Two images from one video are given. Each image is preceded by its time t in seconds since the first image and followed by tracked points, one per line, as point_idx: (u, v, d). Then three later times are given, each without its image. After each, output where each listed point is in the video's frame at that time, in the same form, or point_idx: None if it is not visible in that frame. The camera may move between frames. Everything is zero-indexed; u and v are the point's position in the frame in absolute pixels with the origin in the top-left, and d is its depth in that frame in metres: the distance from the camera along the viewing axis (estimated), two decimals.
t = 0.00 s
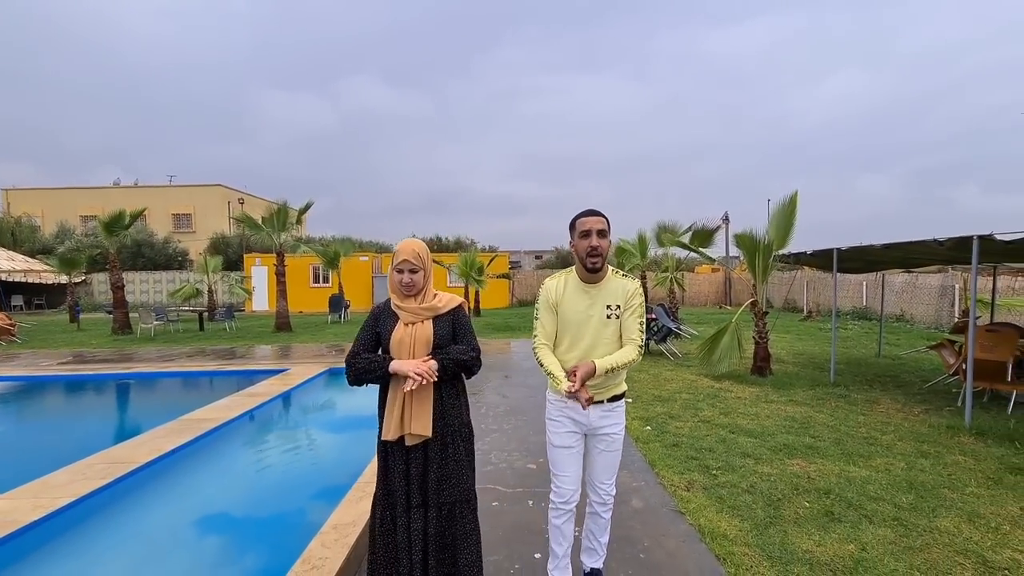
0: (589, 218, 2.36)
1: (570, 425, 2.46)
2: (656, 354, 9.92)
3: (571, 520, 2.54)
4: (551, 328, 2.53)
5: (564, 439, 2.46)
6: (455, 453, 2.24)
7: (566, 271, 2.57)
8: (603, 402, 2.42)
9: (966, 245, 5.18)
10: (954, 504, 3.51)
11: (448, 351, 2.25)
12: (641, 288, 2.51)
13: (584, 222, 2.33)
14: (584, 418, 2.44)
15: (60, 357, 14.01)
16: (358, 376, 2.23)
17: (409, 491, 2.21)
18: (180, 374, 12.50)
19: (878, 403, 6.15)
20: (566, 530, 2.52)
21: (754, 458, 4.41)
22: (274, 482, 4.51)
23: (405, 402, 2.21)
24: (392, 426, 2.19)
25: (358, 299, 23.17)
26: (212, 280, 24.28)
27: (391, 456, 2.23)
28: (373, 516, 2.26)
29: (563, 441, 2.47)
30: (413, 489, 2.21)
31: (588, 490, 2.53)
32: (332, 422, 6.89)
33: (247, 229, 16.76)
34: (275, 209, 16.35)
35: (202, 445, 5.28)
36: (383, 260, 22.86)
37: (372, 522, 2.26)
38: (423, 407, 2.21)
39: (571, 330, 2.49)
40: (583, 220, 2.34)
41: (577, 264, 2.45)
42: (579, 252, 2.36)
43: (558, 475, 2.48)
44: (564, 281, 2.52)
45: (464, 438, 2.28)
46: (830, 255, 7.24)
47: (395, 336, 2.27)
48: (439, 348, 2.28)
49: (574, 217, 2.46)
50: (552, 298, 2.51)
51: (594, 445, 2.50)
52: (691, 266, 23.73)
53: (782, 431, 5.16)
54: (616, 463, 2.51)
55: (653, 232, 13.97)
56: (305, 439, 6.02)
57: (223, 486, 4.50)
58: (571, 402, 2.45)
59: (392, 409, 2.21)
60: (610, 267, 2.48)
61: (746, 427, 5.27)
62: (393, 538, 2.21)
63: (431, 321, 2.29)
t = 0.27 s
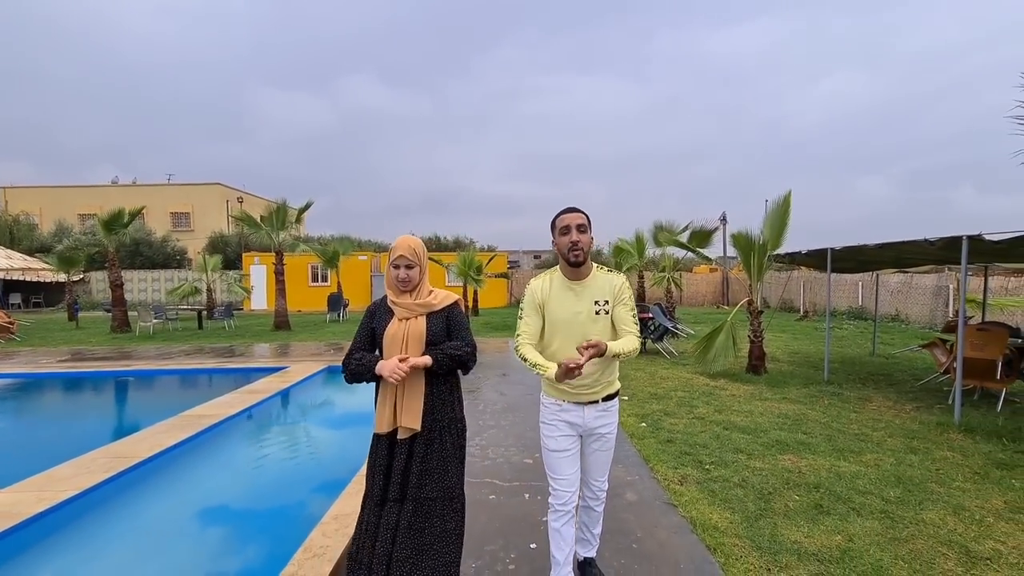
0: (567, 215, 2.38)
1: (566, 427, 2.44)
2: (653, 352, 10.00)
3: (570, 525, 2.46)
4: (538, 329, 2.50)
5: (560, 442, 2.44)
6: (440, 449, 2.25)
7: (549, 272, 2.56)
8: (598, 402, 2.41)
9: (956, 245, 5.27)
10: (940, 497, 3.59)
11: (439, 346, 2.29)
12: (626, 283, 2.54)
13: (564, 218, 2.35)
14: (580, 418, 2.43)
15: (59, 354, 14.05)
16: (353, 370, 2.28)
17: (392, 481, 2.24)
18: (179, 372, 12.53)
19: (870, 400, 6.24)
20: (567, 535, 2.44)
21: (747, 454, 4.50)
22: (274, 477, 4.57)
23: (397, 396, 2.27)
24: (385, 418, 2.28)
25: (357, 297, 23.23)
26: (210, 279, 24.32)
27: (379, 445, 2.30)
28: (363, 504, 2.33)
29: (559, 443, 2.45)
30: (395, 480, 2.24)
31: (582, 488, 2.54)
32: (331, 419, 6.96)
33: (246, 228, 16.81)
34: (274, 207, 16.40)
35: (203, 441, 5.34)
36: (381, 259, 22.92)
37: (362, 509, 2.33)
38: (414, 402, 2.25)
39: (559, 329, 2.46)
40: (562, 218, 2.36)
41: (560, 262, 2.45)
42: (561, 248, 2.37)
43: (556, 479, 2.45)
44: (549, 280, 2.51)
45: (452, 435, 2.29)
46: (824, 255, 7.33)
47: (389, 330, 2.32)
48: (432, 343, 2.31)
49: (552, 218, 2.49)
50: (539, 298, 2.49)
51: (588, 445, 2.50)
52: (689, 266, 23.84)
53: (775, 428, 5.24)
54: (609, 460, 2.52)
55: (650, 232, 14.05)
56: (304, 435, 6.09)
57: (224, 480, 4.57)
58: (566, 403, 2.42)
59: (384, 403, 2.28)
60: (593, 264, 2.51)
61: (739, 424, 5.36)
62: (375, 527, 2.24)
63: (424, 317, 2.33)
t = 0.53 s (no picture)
0: (549, 215, 2.32)
1: (560, 427, 2.41)
2: (651, 352, 10.08)
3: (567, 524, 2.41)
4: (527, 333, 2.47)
5: (555, 442, 2.41)
6: (437, 445, 2.31)
7: (533, 274, 2.54)
8: (591, 401, 2.39)
9: (949, 246, 5.35)
10: (931, 493, 3.67)
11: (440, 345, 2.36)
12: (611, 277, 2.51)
13: (545, 219, 2.28)
14: (574, 418, 2.40)
15: (61, 352, 14.12)
16: (359, 366, 2.36)
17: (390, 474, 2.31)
18: (180, 370, 12.59)
19: (865, 399, 6.32)
20: (564, 535, 2.39)
21: (743, 451, 4.58)
22: (277, 472, 4.65)
23: (397, 391, 2.32)
24: (386, 412, 2.34)
25: (357, 296, 23.30)
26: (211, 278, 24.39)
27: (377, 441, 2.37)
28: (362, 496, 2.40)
29: (553, 444, 2.42)
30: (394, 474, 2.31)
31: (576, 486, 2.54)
32: (331, 416, 7.04)
33: (247, 227, 16.88)
34: (275, 206, 16.47)
35: (206, 437, 5.41)
36: (381, 258, 22.99)
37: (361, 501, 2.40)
38: (412, 398, 2.31)
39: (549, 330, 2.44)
40: (543, 218, 2.30)
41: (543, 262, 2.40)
42: (542, 250, 2.33)
43: (551, 480, 2.41)
44: (534, 282, 2.50)
45: (449, 431, 2.34)
46: (821, 256, 7.41)
47: (393, 327, 2.38)
48: (434, 341, 2.38)
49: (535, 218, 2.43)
50: (526, 302, 2.47)
51: (583, 444, 2.48)
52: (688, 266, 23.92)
53: (770, 425, 5.33)
54: (604, 459, 2.51)
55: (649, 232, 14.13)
56: (305, 432, 6.17)
57: (228, 475, 4.63)
58: (559, 404, 2.39)
59: (385, 397, 2.35)
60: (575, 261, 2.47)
61: (735, 422, 5.44)
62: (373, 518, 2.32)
63: (427, 316, 2.40)
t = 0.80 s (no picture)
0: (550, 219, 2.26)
1: (557, 432, 2.38)
2: (651, 352, 10.15)
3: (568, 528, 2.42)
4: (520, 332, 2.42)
5: (552, 447, 2.38)
6: (449, 446, 2.36)
7: (532, 273, 2.49)
8: (587, 404, 2.37)
9: (944, 248, 5.43)
10: (924, 491, 3.74)
11: (452, 347, 2.39)
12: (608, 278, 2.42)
13: (546, 225, 2.23)
14: (571, 422, 2.38)
15: (63, 351, 14.19)
16: (370, 365, 2.38)
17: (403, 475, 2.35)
18: (181, 369, 12.65)
19: (862, 399, 6.39)
20: (564, 539, 2.41)
21: (740, 449, 4.65)
22: (281, 470, 4.72)
23: (409, 392, 2.35)
24: (399, 413, 2.36)
25: (357, 297, 23.36)
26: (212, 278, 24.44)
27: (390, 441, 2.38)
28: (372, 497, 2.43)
29: (551, 449, 2.39)
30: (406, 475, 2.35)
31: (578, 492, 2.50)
32: (333, 415, 7.11)
33: (249, 227, 16.95)
34: (276, 207, 16.54)
35: (210, 436, 5.48)
36: (382, 258, 23.06)
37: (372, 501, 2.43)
38: (424, 399, 2.34)
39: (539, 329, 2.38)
40: (545, 223, 2.24)
41: (543, 264, 2.37)
42: (545, 254, 2.28)
43: (550, 485, 2.39)
44: (532, 282, 2.43)
45: (460, 433, 2.39)
46: (818, 257, 7.48)
47: (406, 328, 2.40)
48: (446, 343, 2.41)
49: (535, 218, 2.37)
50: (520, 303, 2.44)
51: (582, 448, 2.45)
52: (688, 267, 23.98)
53: (768, 425, 5.40)
54: (605, 463, 2.48)
55: (649, 233, 14.20)
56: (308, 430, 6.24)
57: (233, 473, 4.70)
58: (555, 408, 2.36)
59: (396, 398, 2.37)
60: (574, 262, 2.42)
61: (733, 421, 5.52)
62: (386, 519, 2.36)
63: (438, 317, 2.42)
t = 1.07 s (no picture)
0: (559, 223, 2.22)
1: (563, 433, 2.33)
2: (652, 352, 10.20)
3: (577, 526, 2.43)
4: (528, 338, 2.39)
5: (558, 448, 2.35)
6: (471, 448, 2.33)
7: (539, 276, 2.44)
8: (593, 404, 2.31)
9: (944, 248, 5.48)
10: (924, 488, 3.79)
11: (474, 348, 2.34)
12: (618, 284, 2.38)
13: (556, 230, 2.20)
14: (577, 423, 2.33)
15: (66, 352, 14.24)
16: (392, 366, 2.31)
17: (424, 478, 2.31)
18: (184, 369, 12.70)
19: (862, 398, 6.44)
20: (573, 535, 2.42)
21: (742, 448, 4.71)
22: (288, 469, 4.77)
23: (430, 394, 2.29)
24: (421, 415, 2.28)
25: (358, 297, 23.42)
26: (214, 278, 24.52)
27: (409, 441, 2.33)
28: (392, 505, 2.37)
29: (557, 450, 2.36)
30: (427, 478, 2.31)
31: (593, 500, 2.38)
32: (338, 414, 7.16)
33: (251, 228, 17.01)
34: (278, 207, 16.60)
35: (217, 435, 5.53)
36: (383, 258, 23.12)
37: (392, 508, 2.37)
38: (447, 401, 2.28)
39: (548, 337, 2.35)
40: (555, 228, 2.20)
41: (550, 269, 2.33)
42: (553, 260, 2.25)
43: (556, 486, 2.37)
44: (538, 286, 2.40)
45: (482, 435, 2.36)
46: (819, 257, 7.53)
47: (428, 328, 2.35)
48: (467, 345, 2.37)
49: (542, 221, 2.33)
50: (528, 308, 2.39)
51: (590, 450, 2.38)
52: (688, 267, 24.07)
53: (770, 423, 5.45)
54: (615, 466, 2.38)
55: (649, 233, 14.26)
56: (313, 429, 6.29)
57: (241, 471, 4.76)
58: (560, 409, 2.33)
59: (416, 399, 2.30)
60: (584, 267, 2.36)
61: (735, 420, 5.57)
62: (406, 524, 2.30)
63: (461, 318, 2.37)
